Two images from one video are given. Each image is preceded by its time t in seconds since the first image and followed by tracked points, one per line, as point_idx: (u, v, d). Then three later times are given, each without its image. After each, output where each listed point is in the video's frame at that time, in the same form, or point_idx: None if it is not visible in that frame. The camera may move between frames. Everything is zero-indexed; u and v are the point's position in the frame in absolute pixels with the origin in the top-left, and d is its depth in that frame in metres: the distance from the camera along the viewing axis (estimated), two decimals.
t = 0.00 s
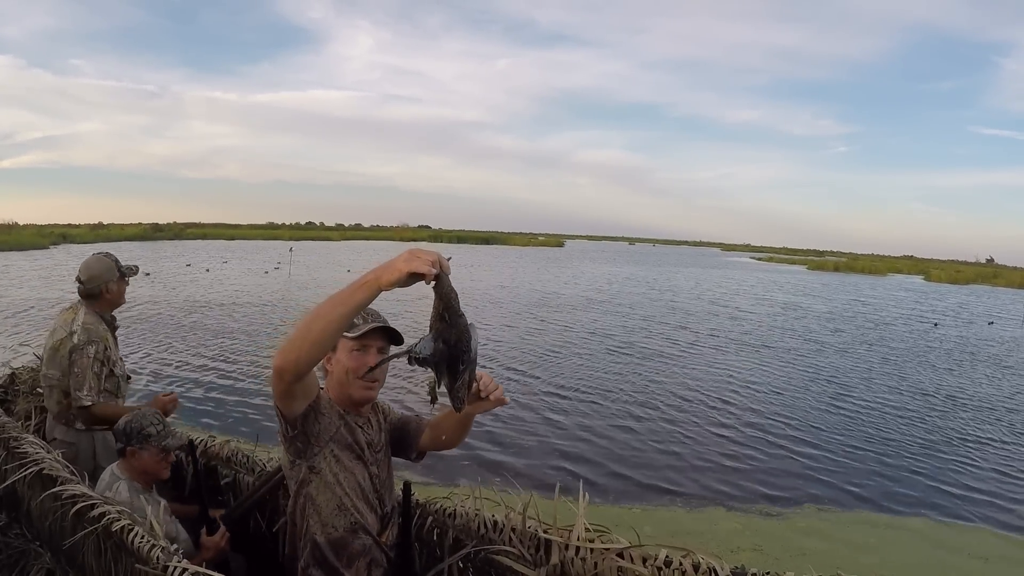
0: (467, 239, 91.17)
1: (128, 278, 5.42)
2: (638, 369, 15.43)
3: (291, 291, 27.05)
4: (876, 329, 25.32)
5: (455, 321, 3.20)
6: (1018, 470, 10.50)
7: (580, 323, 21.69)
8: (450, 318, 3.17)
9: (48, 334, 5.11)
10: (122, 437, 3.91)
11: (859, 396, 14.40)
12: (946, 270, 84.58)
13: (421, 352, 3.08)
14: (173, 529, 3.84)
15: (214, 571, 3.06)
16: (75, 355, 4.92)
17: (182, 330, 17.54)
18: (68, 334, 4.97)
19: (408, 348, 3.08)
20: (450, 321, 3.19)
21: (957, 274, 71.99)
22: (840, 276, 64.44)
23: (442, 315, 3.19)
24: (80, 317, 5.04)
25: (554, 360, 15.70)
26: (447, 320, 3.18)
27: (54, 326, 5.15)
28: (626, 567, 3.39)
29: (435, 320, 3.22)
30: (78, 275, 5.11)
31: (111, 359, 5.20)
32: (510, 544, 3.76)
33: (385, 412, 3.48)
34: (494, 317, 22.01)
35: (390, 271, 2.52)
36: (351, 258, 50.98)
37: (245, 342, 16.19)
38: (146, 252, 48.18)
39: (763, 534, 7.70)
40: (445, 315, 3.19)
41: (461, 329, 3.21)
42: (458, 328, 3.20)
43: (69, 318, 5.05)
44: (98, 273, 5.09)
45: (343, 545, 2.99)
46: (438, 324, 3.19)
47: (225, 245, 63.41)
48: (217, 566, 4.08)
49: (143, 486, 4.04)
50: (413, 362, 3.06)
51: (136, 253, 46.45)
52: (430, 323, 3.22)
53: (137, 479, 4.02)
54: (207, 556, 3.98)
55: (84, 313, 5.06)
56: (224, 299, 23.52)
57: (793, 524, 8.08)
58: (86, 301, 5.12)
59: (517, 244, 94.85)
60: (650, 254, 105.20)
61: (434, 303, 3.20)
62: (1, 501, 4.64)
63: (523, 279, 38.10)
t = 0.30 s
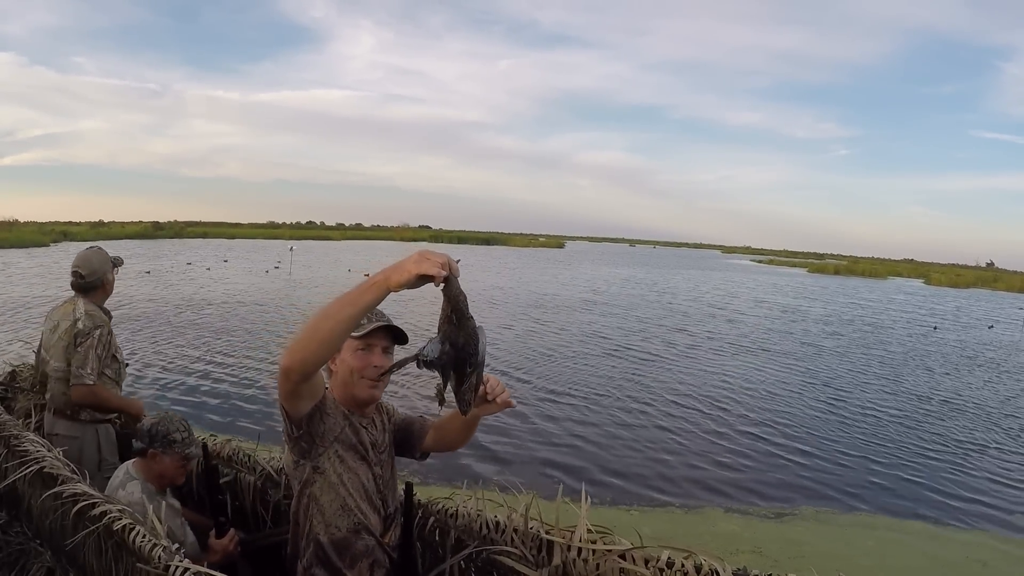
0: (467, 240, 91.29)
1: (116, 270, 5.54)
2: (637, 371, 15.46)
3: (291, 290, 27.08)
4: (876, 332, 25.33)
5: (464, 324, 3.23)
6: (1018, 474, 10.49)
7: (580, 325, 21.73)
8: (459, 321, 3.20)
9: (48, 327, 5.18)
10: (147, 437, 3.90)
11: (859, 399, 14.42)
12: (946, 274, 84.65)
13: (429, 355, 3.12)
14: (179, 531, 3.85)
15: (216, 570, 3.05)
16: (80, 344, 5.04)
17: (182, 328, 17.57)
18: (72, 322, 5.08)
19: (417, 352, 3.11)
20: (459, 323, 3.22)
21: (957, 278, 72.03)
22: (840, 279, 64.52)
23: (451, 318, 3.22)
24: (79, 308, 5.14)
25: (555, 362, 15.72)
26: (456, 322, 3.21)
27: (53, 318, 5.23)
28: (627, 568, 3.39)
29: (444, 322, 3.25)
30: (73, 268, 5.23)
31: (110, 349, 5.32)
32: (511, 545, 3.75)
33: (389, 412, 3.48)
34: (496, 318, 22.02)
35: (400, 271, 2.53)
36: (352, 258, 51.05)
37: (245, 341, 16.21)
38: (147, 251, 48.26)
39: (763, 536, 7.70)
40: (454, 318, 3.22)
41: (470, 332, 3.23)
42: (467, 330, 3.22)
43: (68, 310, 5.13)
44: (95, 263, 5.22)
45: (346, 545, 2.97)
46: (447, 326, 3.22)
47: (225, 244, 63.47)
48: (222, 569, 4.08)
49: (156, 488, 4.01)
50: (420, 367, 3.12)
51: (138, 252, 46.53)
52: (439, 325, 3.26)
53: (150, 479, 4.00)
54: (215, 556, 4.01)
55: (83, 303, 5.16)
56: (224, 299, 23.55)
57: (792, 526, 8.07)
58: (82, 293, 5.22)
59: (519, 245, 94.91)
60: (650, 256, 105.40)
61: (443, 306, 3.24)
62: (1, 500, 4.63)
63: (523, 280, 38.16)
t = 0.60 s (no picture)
0: (467, 240, 91.28)
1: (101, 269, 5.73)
2: (637, 372, 15.47)
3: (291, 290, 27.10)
4: (876, 333, 25.34)
5: (465, 325, 3.24)
6: (1017, 475, 10.50)
7: (579, 326, 21.74)
8: (460, 322, 3.21)
9: (46, 323, 5.33)
10: (168, 444, 3.92)
11: (859, 400, 14.42)
12: (946, 275, 84.73)
13: (432, 358, 3.19)
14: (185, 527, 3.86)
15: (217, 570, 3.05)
16: (82, 338, 5.23)
17: (182, 328, 17.59)
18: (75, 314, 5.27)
19: (421, 355, 3.21)
20: (461, 325, 3.23)
21: (957, 279, 72.04)
22: (839, 280, 64.58)
23: (452, 319, 3.23)
24: (77, 304, 5.32)
25: (554, 362, 15.74)
26: (458, 323, 3.23)
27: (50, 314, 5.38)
28: (627, 568, 3.39)
29: (445, 324, 3.26)
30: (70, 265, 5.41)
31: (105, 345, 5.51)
32: (513, 544, 3.75)
33: (389, 412, 3.48)
34: (496, 318, 22.03)
35: (401, 272, 2.54)
36: (352, 258, 51.06)
37: (245, 341, 16.23)
38: (147, 250, 48.27)
39: (762, 537, 7.69)
40: (455, 319, 3.24)
41: (471, 334, 3.25)
42: (469, 332, 3.25)
43: (65, 307, 5.29)
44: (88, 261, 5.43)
45: (346, 545, 2.97)
46: (449, 328, 3.23)
47: (225, 244, 63.49)
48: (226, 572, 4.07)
49: (170, 494, 3.99)
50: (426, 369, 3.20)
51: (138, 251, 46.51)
52: (441, 327, 3.28)
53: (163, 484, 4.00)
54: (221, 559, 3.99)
55: (80, 300, 5.35)
56: (224, 298, 23.58)
57: (791, 526, 8.07)
58: (76, 290, 5.39)
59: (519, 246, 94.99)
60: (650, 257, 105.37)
61: (444, 308, 3.25)
62: (2, 499, 4.64)
63: (523, 280, 38.21)
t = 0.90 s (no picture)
0: (468, 238, 91.20)
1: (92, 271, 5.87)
2: (637, 370, 15.47)
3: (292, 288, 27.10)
4: (876, 333, 25.34)
5: (469, 324, 3.21)
6: (1017, 476, 10.48)
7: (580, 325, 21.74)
8: (464, 321, 3.19)
9: (46, 317, 5.40)
10: (191, 449, 3.98)
11: (860, 400, 14.41)
12: (946, 275, 84.69)
13: (436, 358, 3.15)
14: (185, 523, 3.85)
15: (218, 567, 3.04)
16: (90, 327, 5.37)
17: (183, 325, 17.59)
18: (79, 305, 5.39)
19: (423, 354, 3.17)
20: (465, 324, 3.20)
21: (957, 279, 71.95)
22: (840, 280, 64.57)
23: (455, 318, 3.20)
24: (80, 297, 5.45)
25: (555, 360, 15.74)
26: (461, 322, 3.19)
27: (50, 310, 5.46)
28: (629, 566, 3.37)
29: (449, 322, 3.23)
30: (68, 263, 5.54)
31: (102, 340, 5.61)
32: (515, 542, 3.74)
33: (391, 410, 3.47)
34: (497, 316, 22.04)
35: (405, 270, 2.52)
36: (353, 255, 51.03)
37: (245, 338, 16.22)
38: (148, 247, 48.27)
39: (761, 536, 7.68)
40: (459, 318, 3.21)
41: (475, 333, 3.22)
42: (472, 331, 3.21)
43: (68, 300, 5.40)
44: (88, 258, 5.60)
45: (346, 543, 2.96)
46: (452, 327, 3.20)
47: (226, 241, 63.47)
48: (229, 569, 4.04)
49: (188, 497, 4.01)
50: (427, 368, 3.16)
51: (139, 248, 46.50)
52: (444, 326, 3.24)
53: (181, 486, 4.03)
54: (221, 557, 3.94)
55: (83, 295, 5.49)
56: (225, 295, 23.59)
57: (791, 526, 8.06)
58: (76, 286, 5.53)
59: (520, 244, 94.85)
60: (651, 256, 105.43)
61: (448, 306, 3.22)
62: (2, 495, 4.62)
63: (524, 278, 38.21)
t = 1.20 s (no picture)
0: (469, 234, 91.09)
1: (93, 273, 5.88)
2: (638, 369, 15.46)
3: (293, 282, 27.08)
4: (877, 334, 25.31)
5: (477, 320, 3.15)
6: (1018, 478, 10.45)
7: (581, 322, 21.71)
8: (473, 316, 3.13)
9: (54, 313, 5.36)
10: (212, 449, 3.92)
11: (861, 401, 14.37)
12: (947, 278, 84.57)
13: (442, 353, 3.08)
14: (193, 515, 3.83)
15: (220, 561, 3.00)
16: (104, 325, 5.41)
17: (183, 318, 17.57)
18: (92, 304, 5.42)
19: (431, 350, 3.08)
20: (473, 319, 3.14)
21: (958, 281, 71.94)
22: (841, 281, 64.50)
23: (464, 313, 3.14)
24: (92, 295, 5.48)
25: (555, 358, 15.72)
26: (469, 318, 3.14)
27: (55, 305, 5.43)
28: (635, 564, 3.34)
29: (457, 318, 3.17)
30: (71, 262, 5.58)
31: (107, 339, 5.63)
32: (519, 539, 3.70)
33: (397, 405, 3.43)
34: (498, 313, 22.01)
35: (414, 265, 2.47)
36: (354, 250, 50.97)
37: (245, 331, 16.19)
38: (149, 239, 48.24)
39: (761, 536, 7.65)
40: (467, 314, 3.15)
41: (483, 328, 3.17)
42: (480, 327, 3.15)
43: (78, 297, 5.41)
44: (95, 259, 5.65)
45: (351, 539, 2.92)
46: (461, 322, 3.14)
47: (227, 234, 63.43)
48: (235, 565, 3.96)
49: (206, 496, 3.95)
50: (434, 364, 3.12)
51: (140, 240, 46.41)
52: (452, 321, 3.18)
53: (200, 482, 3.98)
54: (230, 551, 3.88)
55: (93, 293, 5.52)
56: (225, 288, 23.56)
57: (791, 525, 8.03)
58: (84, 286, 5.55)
59: (521, 240, 94.73)
60: (652, 254, 105.34)
61: (456, 301, 3.16)
62: (2, 487, 4.59)
63: (525, 276, 38.17)
